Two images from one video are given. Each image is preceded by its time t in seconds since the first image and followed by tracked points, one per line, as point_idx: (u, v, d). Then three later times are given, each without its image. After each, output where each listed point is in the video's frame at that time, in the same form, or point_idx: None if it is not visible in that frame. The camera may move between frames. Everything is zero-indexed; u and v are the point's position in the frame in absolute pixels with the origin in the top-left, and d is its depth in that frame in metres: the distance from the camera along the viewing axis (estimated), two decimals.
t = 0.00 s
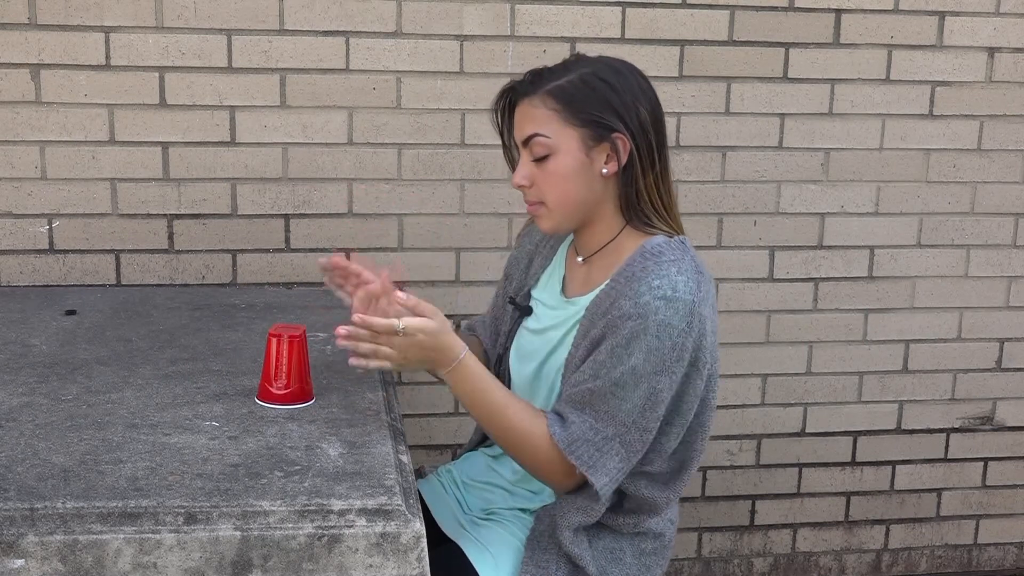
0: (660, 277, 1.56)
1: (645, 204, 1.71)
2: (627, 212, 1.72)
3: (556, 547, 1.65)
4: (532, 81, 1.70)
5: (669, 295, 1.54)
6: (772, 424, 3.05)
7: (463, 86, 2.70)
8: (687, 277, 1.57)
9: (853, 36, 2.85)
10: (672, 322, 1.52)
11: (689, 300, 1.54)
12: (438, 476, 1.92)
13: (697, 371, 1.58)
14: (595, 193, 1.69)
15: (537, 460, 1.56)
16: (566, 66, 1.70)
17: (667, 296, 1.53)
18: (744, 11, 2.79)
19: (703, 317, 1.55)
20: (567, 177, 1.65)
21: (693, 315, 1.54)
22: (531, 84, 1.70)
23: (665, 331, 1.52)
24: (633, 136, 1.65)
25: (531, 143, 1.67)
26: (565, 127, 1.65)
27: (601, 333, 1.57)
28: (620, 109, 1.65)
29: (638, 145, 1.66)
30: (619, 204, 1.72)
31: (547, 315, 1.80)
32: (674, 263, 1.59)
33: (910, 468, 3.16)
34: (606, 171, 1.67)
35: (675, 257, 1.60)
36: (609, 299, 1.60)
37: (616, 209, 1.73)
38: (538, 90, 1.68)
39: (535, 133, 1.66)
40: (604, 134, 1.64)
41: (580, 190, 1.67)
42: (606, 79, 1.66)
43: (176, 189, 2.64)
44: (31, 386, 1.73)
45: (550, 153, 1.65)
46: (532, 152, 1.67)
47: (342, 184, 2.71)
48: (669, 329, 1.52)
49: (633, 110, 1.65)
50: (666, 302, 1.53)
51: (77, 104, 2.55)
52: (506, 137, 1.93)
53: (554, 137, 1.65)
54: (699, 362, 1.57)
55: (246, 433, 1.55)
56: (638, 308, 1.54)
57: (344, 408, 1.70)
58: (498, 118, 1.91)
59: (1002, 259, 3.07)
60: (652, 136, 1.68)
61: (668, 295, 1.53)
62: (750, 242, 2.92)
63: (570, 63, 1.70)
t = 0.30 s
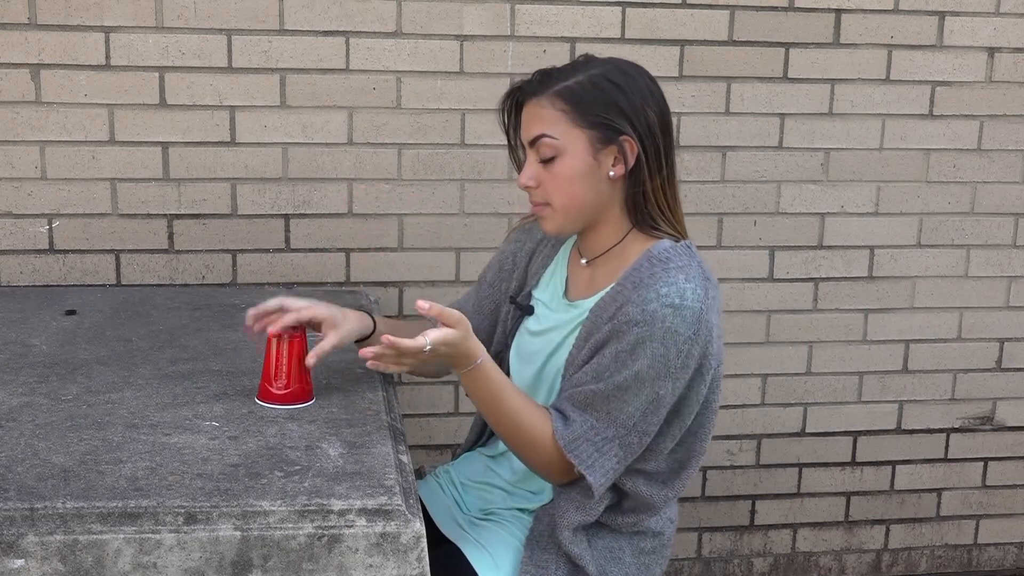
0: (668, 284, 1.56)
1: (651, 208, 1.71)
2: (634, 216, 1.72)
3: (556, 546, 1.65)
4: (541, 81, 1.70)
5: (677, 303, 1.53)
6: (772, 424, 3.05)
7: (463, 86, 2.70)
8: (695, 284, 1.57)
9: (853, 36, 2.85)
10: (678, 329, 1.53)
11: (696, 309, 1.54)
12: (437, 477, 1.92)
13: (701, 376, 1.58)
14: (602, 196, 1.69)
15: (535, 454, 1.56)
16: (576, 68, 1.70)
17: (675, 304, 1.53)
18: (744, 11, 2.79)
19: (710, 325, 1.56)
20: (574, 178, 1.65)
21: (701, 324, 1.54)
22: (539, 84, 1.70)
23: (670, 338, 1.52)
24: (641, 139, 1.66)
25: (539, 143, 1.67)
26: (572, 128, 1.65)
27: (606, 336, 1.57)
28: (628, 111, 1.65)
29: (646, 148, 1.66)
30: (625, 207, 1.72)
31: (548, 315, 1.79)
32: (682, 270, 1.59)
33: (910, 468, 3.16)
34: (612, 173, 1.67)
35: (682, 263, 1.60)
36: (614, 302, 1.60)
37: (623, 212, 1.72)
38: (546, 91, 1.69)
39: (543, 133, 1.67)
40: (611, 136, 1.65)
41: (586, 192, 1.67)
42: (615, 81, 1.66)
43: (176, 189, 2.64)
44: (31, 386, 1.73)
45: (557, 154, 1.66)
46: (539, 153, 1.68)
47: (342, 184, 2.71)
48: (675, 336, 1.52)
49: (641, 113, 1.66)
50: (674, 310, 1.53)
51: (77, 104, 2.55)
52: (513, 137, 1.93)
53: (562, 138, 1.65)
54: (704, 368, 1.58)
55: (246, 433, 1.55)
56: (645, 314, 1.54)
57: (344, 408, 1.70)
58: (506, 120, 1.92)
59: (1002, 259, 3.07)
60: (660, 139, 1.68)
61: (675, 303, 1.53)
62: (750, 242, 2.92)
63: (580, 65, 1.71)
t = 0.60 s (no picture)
0: (683, 293, 1.56)
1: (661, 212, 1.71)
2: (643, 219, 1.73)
3: (555, 548, 1.65)
4: (549, 82, 1.69)
5: (693, 312, 1.54)
6: (772, 424, 3.05)
7: (463, 86, 2.70)
8: (708, 292, 1.58)
9: (853, 36, 2.85)
10: (693, 338, 1.53)
11: (711, 317, 1.55)
12: (437, 477, 1.92)
13: (710, 383, 1.60)
14: (610, 200, 1.69)
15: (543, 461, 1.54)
16: (584, 68, 1.69)
17: (692, 314, 1.54)
18: (744, 11, 2.79)
19: (722, 334, 1.57)
20: (582, 182, 1.65)
21: (714, 332, 1.55)
22: (547, 84, 1.69)
23: (686, 347, 1.53)
24: (650, 143, 1.66)
25: (546, 145, 1.67)
26: (580, 132, 1.65)
27: (620, 345, 1.56)
28: (638, 114, 1.64)
29: (655, 152, 1.66)
30: (633, 210, 1.73)
31: (552, 316, 1.78)
32: (695, 277, 1.59)
33: (910, 468, 3.16)
34: (621, 178, 1.67)
35: (695, 270, 1.61)
36: (628, 310, 1.60)
37: (631, 215, 1.73)
38: (554, 93, 1.68)
39: (550, 136, 1.66)
40: (621, 140, 1.64)
41: (595, 195, 1.67)
42: (625, 83, 1.65)
43: (176, 189, 2.64)
44: (31, 386, 1.73)
45: (565, 157, 1.65)
46: (547, 155, 1.67)
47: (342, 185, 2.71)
48: (691, 345, 1.53)
49: (651, 117, 1.65)
50: (690, 319, 1.54)
51: (77, 104, 2.55)
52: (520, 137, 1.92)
53: (570, 142, 1.65)
54: (713, 375, 1.60)
55: (246, 433, 1.55)
56: (661, 323, 1.54)
57: (344, 408, 1.70)
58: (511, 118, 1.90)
59: (1002, 259, 3.07)
60: (669, 143, 1.68)
61: (692, 312, 1.54)
62: (750, 242, 2.92)
63: (588, 66, 1.69)
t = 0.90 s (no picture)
0: (683, 301, 1.55)
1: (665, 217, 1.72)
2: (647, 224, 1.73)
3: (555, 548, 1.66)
4: (553, 87, 1.69)
5: (691, 319, 1.54)
6: (772, 424, 3.05)
7: (463, 86, 2.70)
8: (710, 302, 1.57)
9: (853, 36, 2.85)
10: (688, 344, 1.53)
11: (710, 326, 1.55)
12: (436, 476, 1.92)
13: (701, 392, 1.59)
14: (616, 206, 1.69)
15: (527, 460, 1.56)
16: (589, 72, 1.69)
17: (689, 321, 1.54)
18: (744, 11, 2.79)
19: (720, 343, 1.57)
20: (588, 189, 1.66)
21: (712, 341, 1.55)
22: (551, 90, 1.69)
23: (678, 352, 1.53)
24: (657, 149, 1.66)
25: (551, 152, 1.66)
26: (586, 139, 1.65)
27: (611, 342, 1.57)
28: (644, 121, 1.65)
29: (661, 157, 1.67)
30: (639, 216, 1.73)
31: (556, 316, 1.79)
32: (696, 285, 1.59)
33: (910, 468, 3.16)
34: (628, 184, 1.68)
35: (697, 278, 1.60)
36: (621, 310, 1.60)
37: (635, 220, 1.73)
38: (559, 98, 1.67)
39: (556, 142, 1.66)
40: (628, 147, 1.65)
41: (601, 202, 1.67)
42: (630, 87, 1.66)
43: (176, 189, 2.64)
44: (31, 386, 1.73)
45: (570, 165, 1.65)
46: (551, 162, 1.67)
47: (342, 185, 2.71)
48: (684, 351, 1.53)
49: (657, 122, 1.66)
50: (687, 325, 1.53)
51: (77, 104, 2.55)
52: (524, 138, 1.91)
53: (576, 149, 1.65)
54: (705, 384, 1.59)
55: (246, 433, 1.55)
56: (656, 326, 1.54)
57: (344, 408, 1.70)
58: (515, 120, 1.90)
59: (1002, 259, 3.07)
60: (675, 148, 1.69)
61: (689, 319, 1.54)
62: (750, 242, 2.92)
63: (593, 70, 1.69)
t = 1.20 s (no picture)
0: (699, 309, 1.55)
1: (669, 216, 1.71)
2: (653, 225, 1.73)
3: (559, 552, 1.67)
4: (551, 90, 1.69)
5: (708, 328, 1.53)
6: (772, 424, 3.05)
7: (463, 86, 2.70)
8: (723, 305, 1.56)
9: (853, 36, 2.85)
10: (710, 355, 1.53)
11: (727, 332, 1.54)
12: (437, 476, 1.92)
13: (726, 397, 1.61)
14: (618, 206, 1.68)
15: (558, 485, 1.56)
16: (584, 74, 1.69)
17: (707, 330, 1.53)
18: (744, 11, 2.79)
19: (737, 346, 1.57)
20: (590, 188, 1.64)
21: (730, 347, 1.55)
22: (548, 93, 1.69)
23: (701, 364, 1.52)
24: (656, 146, 1.66)
25: (551, 153, 1.65)
26: (585, 137, 1.64)
27: (633, 362, 1.56)
28: (642, 117, 1.65)
29: (660, 154, 1.67)
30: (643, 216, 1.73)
31: (566, 324, 1.79)
32: (708, 289, 1.58)
33: (910, 468, 3.16)
34: (629, 182, 1.67)
35: (709, 282, 1.59)
36: (641, 325, 1.59)
37: (639, 221, 1.73)
38: (556, 100, 1.67)
39: (556, 143, 1.65)
40: (627, 144, 1.64)
41: (603, 203, 1.66)
42: (627, 87, 1.66)
43: (176, 189, 2.64)
44: (31, 386, 1.73)
45: (571, 164, 1.64)
46: (552, 163, 1.66)
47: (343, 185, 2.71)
48: (707, 362, 1.53)
49: (655, 119, 1.66)
50: (706, 336, 1.53)
51: (77, 104, 2.55)
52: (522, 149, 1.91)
53: (575, 148, 1.64)
54: (728, 389, 1.60)
55: (246, 433, 1.55)
56: (676, 340, 1.53)
57: (344, 408, 1.70)
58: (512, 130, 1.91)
59: (1002, 259, 3.07)
60: (674, 144, 1.69)
61: (707, 329, 1.53)
62: (750, 242, 2.92)
63: (588, 72, 1.69)
